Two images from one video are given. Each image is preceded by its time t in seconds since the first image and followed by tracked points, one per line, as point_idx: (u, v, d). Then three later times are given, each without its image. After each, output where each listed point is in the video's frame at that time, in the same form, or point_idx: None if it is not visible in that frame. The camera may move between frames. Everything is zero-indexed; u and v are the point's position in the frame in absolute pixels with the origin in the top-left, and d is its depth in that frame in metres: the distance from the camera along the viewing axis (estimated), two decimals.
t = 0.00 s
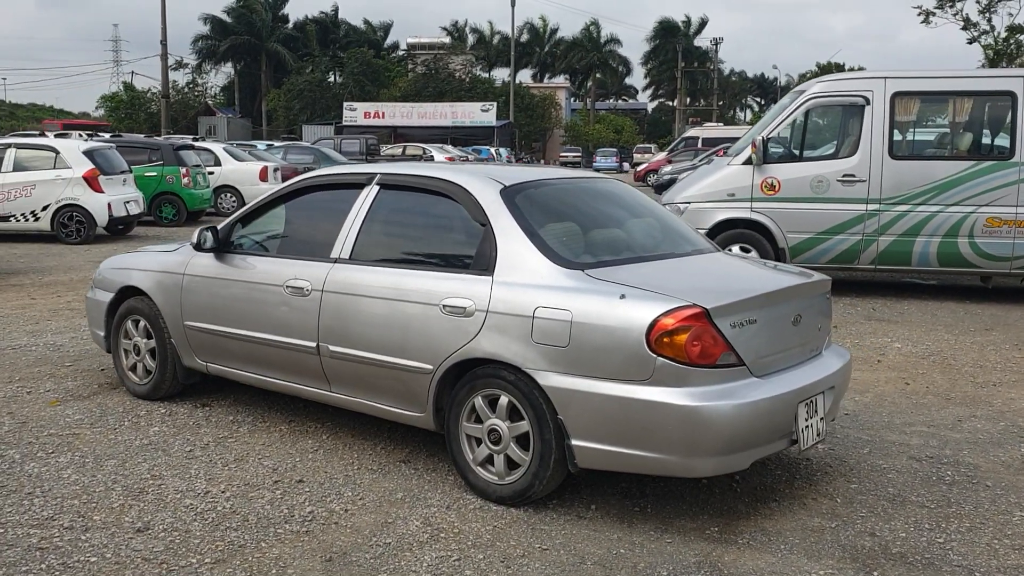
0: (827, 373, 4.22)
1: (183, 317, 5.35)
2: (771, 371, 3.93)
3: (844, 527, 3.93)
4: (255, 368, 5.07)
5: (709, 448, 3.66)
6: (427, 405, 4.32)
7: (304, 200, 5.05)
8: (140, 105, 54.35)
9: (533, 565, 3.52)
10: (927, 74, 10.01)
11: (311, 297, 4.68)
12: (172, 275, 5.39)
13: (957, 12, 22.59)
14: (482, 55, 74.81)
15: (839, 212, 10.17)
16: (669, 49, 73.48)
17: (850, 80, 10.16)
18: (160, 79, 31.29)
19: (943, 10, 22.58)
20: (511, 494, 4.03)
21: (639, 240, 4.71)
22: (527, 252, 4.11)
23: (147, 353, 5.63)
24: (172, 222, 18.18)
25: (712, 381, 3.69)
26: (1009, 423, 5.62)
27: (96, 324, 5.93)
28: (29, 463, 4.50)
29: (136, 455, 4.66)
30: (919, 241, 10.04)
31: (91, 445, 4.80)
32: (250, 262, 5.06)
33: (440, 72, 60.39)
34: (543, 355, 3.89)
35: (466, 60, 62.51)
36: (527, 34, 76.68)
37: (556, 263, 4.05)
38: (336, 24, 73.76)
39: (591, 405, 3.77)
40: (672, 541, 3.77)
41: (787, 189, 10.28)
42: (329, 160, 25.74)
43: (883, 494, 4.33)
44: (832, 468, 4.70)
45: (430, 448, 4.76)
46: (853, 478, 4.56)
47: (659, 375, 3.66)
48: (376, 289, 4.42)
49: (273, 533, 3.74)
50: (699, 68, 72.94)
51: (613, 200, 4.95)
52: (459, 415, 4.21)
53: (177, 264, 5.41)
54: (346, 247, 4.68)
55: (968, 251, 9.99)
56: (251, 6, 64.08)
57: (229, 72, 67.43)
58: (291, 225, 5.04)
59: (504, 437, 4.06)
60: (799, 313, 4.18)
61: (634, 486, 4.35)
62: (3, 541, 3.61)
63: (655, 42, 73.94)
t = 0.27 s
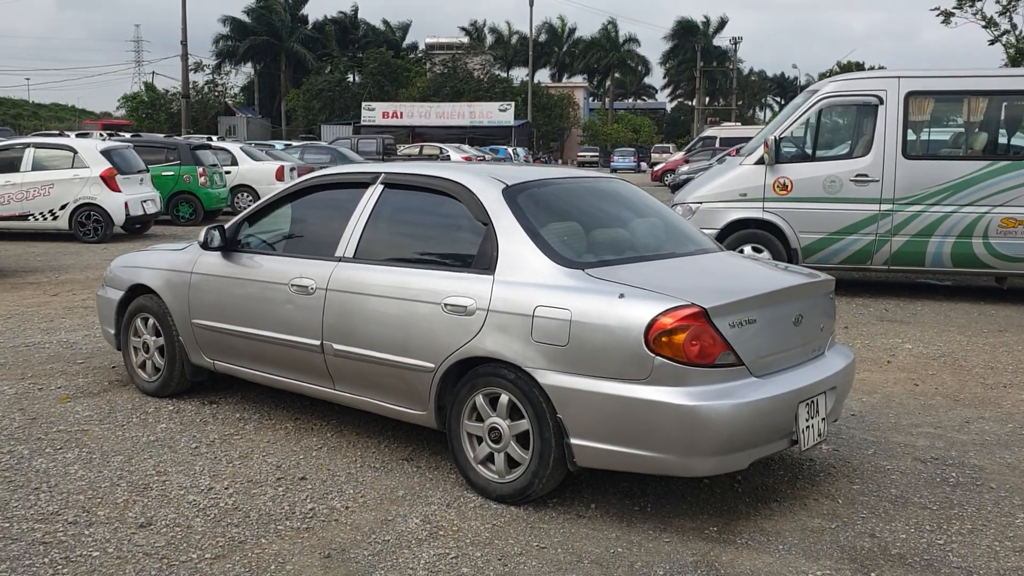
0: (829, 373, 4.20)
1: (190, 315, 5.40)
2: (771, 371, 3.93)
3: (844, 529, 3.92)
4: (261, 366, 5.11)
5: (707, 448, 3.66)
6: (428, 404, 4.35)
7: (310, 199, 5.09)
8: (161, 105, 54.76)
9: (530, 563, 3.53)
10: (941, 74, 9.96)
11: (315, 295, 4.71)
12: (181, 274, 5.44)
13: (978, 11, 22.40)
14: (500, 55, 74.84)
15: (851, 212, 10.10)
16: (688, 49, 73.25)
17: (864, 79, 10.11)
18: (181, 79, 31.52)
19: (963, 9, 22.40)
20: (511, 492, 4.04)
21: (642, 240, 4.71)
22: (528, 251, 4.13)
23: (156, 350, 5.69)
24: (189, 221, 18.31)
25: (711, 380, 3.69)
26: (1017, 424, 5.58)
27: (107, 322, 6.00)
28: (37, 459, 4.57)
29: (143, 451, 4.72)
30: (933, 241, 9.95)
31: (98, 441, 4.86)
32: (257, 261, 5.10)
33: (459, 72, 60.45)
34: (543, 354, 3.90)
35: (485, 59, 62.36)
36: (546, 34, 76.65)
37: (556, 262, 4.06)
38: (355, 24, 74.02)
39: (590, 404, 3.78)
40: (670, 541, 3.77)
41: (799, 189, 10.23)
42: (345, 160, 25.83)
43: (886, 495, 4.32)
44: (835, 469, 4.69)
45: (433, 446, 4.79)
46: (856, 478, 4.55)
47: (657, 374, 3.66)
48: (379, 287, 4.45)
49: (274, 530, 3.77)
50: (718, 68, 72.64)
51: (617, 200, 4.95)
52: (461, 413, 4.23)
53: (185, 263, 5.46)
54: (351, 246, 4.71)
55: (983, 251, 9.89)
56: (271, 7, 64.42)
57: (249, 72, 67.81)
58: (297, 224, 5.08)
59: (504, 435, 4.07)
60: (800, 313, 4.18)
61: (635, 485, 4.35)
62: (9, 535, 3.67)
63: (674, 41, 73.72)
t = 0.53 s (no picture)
0: (821, 372, 4.21)
1: (187, 315, 5.42)
2: (762, 370, 3.94)
3: (836, 527, 3.93)
4: (257, 366, 5.13)
5: (698, 446, 3.67)
6: (422, 403, 4.36)
7: (305, 199, 5.11)
8: (167, 106, 54.88)
9: (521, 561, 3.55)
10: (941, 71, 9.94)
11: (310, 294, 4.73)
12: (177, 274, 5.47)
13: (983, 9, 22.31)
14: (506, 55, 74.83)
15: (852, 211, 10.09)
16: (693, 47, 73.16)
17: (864, 78, 10.10)
18: (187, 79, 31.61)
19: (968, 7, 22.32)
20: (503, 491, 4.05)
21: (636, 240, 4.71)
22: (520, 250, 4.14)
23: (154, 350, 5.71)
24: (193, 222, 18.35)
25: (701, 379, 3.70)
26: (1014, 423, 5.57)
27: (105, 322, 6.03)
28: (34, 458, 4.60)
29: (139, 451, 4.74)
30: (933, 239, 9.93)
31: (95, 441, 4.89)
32: (252, 261, 5.12)
33: (463, 72, 60.68)
34: (534, 353, 3.92)
35: (490, 59, 62.86)
36: (551, 33, 76.64)
37: (549, 262, 4.08)
38: (360, 24, 74.09)
39: (581, 402, 3.79)
40: (661, 539, 3.78)
41: (799, 187, 10.21)
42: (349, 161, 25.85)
43: (879, 494, 4.32)
44: (829, 467, 4.69)
45: (427, 445, 4.80)
46: (849, 477, 4.55)
47: (647, 373, 3.68)
48: (372, 287, 4.47)
49: (267, 529, 3.79)
50: (723, 66, 72.53)
51: (611, 199, 4.96)
52: (454, 412, 4.24)
53: (182, 263, 5.48)
54: (345, 246, 4.72)
55: (983, 249, 9.87)
56: (276, 7, 64.53)
57: (255, 73, 67.92)
58: (292, 224, 5.10)
59: (497, 434, 4.08)
60: (793, 311, 4.18)
61: (628, 484, 4.36)
62: (3, 534, 3.69)
63: (679, 40, 73.63)
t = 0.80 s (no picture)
0: (818, 367, 4.20)
1: (185, 318, 5.43)
2: (757, 365, 3.93)
3: (834, 522, 3.91)
4: (255, 368, 5.13)
5: (693, 443, 3.66)
6: (418, 403, 4.35)
7: (300, 201, 5.11)
8: (170, 111, 54.97)
9: (517, 560, 3.54)
10: (941, 64, 9.90)
11: (306, 296, 4.73)
12: (174, 277, 5.47)
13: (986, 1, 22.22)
14: (508, 55, 74.80)
15: (853, 205, 10.06)
16: (696, 44, 73.06)
17: (863, 72, 10.07)
18: (190, 83, 31.67)
19: None
20: (500, 490, 4.05)
21: (632, 236, 4.70)
22: (514, 248, 4.13)
23: (153, 354, 5.72)
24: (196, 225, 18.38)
25: (696, 375, 3.69)
26: (1015, 416, 5.55)
27: (104, 327, 6.04)
28: (33, 463, 4.60)
29: (137, 454, 4.75)
30: (935, 233, 9.90)
31: (94, 445, 4.89)
32: (249, 263, 5.12)
33: (466, 74, 61.15)
34: (529, 351, 3.91)
35: (493, 60, 63.65)
36: (553, 32, 76.60)
37: (543, 260, 4.07)
38: (362, 26, 74.14)
39: (576, 400, 3.78)
40: (658, 536, 3.77)
41: (800, 182, 10.18)
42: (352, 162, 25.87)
43: (878, 488, 4.30)
44: (828, 462, 4.67)
45: (426, 445, 4.80)
46: (848, 472, 4.54)
47: (641, 369, 3.67)
48: (368, 287, 4.46)
49: (263, 530, 3.79)
50: (726, 63, 72.41)
51: (606, 197, 4.94)
52: (450, 412, 4.23)
53: (179, 266, 5.49)
54: (340, 247, 4.72)
55: (986, 242, 9.82)
56: (278, 10, 64.61)
57: (257, 76, 67.98)
58: (288, 226, 5.10)
59: (493, 433, 4.08)
60: (788, 306, 4.17)
61: (625, 481, 4.35)
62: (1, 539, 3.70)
63: (682, 37, 73.52)
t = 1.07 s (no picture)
0: (811, 367, 4.17)
1: (176, 319, 5.40)
2: (749, 365, 3.90)
3: (827, 523, 3.88)
4: (246, 370, 5.10)
5: (684, 444, 3.63)
6: (408, 405, 4.32)
7: (291, 201, 5.08)
8: (172, 112, 54.94)
9: (506, 563, 3.51)
10: (939, 62, 9.85)
11: (296, 297, 4.70)
12: (166, 279, 5.44)
13: None
14: (509, 55, 74.74)
15: (851, 204, 10.03)
16: (697, 43, 73.00)
17: (861, 70, 10.03)
18: (190, 84, 31.63)
19: None
20: (491, 492, 4.01)
21: (624, 236, 4.67)
22: (504, 248, 4.10)
23: (145, 356, 5.69)
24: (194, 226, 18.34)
25: (687, 376, 3.66)
26: (1012, 415, 5.51)
27: (97, 328, 6.01)
28: (22, 466, 4.57)
29: (127, 456, 4.71)
30: (934, 232, 9.86)
31: (84, 448, 4.86)
32: (240, 264, 5.09)
33: (467, 74, 61.19)
34: (519, 352, 3.88)
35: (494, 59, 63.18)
36: (554, 32, 76.56)
37: (533, 260, 4.04)
38: (363, 26, 74.11)
39: (566, 402, 3.75)
40: (649, 539, 3.74)
41: (797, 181, 10.16)
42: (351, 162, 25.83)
43: (872, 489, 4.27)
44: (822, 463, 4.64)
45: (417, 448, 4.77)
46: (842, 473, 4.50)
47: (632, 371, 3.64)
48: (358, 288, 4.44)
49: (252, 533, 3.77)
50: (727, 62, 72.34)
51: (598, 197, 4.91)
52: (441, 413, 4.20)
53: (170, 268, 5.46)
54: (330, 248, 4.70)
55: (984, 240, 9.79)
56: (279, 11, 64.60)
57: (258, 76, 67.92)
58: (279, 226, 5.08)
59: (484, 435, 4.04)
60: (781, 306, 4.13)
61: (618, 483, 4.32)
62: None
63: (682, 36, 73.47)
